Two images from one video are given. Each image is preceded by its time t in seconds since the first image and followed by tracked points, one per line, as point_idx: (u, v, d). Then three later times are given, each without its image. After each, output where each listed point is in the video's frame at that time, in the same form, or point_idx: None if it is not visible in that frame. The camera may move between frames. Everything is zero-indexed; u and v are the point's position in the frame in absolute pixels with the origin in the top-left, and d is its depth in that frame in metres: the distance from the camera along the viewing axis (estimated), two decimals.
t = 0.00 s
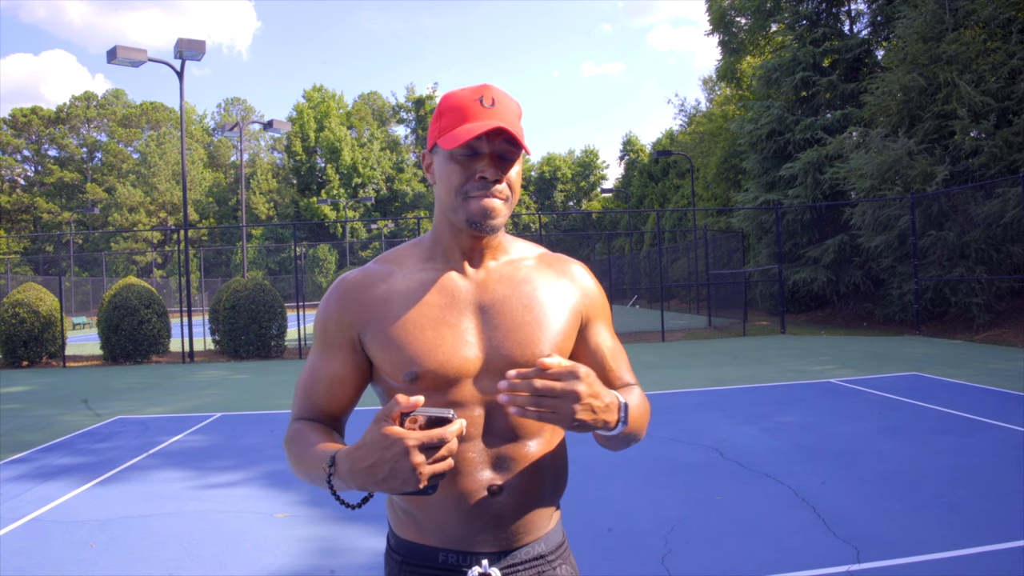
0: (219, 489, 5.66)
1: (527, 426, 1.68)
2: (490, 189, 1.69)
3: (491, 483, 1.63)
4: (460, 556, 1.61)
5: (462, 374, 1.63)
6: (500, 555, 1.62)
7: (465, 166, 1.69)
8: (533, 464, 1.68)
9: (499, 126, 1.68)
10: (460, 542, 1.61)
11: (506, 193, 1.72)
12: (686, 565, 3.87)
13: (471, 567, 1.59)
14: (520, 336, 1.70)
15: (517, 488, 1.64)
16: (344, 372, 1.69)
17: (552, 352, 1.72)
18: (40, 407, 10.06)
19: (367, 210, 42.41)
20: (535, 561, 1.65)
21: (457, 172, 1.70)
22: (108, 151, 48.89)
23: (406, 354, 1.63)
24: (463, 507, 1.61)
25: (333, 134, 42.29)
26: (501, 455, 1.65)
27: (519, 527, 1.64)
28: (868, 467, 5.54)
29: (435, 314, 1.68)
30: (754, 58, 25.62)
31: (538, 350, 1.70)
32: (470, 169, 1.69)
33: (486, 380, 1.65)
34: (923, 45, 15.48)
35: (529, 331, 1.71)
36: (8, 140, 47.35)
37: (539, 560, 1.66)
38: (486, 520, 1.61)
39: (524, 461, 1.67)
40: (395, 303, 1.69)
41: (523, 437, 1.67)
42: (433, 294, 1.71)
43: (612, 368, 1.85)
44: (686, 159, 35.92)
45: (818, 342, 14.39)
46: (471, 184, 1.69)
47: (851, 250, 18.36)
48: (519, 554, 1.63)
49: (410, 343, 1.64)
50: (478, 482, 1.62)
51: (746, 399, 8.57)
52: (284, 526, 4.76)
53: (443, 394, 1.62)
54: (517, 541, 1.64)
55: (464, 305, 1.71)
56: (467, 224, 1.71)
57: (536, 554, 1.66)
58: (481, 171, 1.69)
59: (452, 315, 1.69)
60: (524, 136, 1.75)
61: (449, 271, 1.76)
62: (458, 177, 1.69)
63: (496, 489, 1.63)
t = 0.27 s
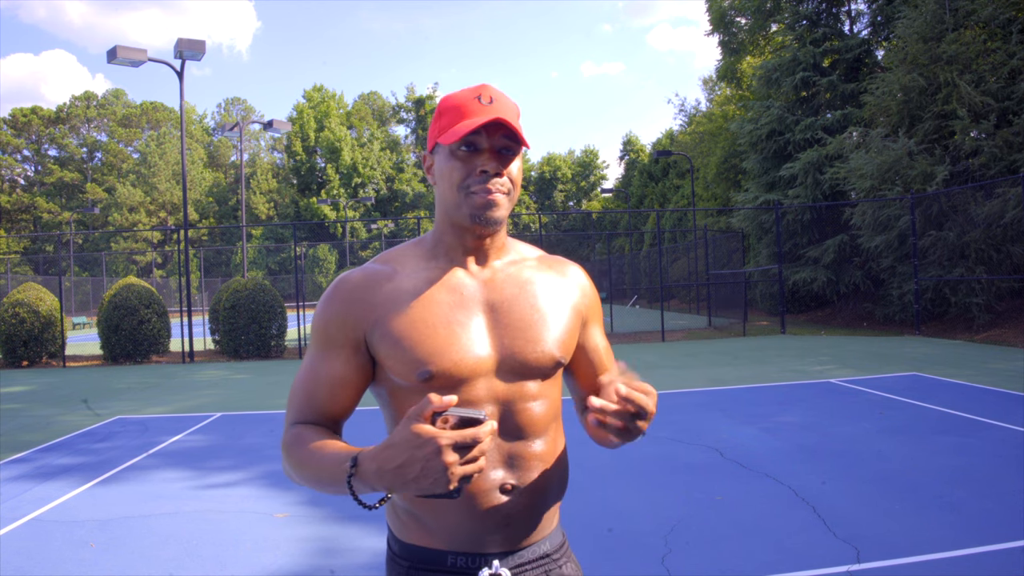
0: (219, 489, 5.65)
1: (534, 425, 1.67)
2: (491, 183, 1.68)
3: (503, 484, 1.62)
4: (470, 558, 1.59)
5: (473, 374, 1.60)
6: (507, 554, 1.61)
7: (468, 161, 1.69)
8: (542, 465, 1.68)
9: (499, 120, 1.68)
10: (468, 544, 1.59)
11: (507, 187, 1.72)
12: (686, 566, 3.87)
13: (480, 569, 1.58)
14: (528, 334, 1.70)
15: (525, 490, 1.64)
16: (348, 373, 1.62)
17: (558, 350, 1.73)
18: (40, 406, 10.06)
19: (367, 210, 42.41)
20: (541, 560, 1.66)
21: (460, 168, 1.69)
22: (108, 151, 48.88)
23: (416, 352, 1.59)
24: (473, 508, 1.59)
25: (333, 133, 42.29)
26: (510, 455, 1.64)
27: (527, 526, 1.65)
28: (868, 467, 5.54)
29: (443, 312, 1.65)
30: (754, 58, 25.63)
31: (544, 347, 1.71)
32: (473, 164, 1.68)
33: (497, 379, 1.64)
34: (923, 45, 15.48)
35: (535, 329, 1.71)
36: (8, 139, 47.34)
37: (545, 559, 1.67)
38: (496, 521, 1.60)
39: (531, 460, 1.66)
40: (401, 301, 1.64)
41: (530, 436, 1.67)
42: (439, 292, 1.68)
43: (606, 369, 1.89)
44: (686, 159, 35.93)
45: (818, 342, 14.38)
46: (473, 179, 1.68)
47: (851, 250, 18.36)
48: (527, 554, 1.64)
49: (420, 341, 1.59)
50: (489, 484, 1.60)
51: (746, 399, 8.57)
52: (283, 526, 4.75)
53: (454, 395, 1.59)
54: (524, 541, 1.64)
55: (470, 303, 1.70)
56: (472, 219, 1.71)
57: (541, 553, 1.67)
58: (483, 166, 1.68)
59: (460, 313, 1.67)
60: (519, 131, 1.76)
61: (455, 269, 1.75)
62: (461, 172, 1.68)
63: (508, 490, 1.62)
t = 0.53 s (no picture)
0: (219, 489, 5.65)
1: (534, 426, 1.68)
2: (497, 183, 1.68)
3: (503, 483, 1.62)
4: (473, 558, 1.59)
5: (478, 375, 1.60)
6: (510, 555, 1.61)
7: (474, 160, 1.68)
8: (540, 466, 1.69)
9: (508, 120, 1.69)
10: (471, 544, 1.59)
11: (513, 187, 1.73)
12: (686, 566, 3.87)
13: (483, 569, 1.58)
14: (530, 334, 1.70)
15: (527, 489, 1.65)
16: (355, 374, 1.59)
17: (559, 350, 1.74)
18: (40, 406, 10.06)
19: (367, 210, 42.40)
20: (543, 560, 1.66)
21: (466, 167, 1.69)
22: (108, 151, 48.87)
23: (422, 353, 1.58)
24: (475, 509, 1.59)
25: (333, 133, 42.30)
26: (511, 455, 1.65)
27: (528, 525, 1.65)
28: (868, 467, 5.54)
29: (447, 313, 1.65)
30: (754, 58, 25.63)
31: (545, 347, 1.71)
32: (479, 164, 1.68)
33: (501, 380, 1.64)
34: (923, 45, 15.48)
35: (537, 330, 1.72)
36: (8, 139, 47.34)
37: (546, 559, 1.67)
38: (498, 521, 1.60)
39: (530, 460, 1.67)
40: (406, 302, 1.64)
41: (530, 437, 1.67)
42: (442, 293, 1.67)
43: (602, 373, 1.91)
44: (686, 159, 35.93)
45: (818, 342, 14.38)
46: (479, 177, 1.68)
47: (851, 250, 18.36)
48: (529, 555, 1.64)
49: (427, 341, 1.59)
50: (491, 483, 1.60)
51: (746, 399, 8.57)
52: (283, 526, 4.75)
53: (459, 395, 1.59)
54: (525, 541, 1.64)
55: (473, 304, 1.70)
56: (476, 218, 1.70)
57: (543, 553, 1.67)
58: (490, 165, 1.68)
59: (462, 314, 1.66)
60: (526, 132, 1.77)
61: (457, 270, 1.75)
62: (467, 170, 1.68)
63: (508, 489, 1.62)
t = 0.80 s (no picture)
0: (219, 489, 5.66)
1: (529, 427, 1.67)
2: (497, 182, 1.68)
3: (496, 482, 1.61)
4: (467, 558, 1.59)
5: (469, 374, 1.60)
6: (504, 556, 1.61)
7: (475, 159, 1.68)
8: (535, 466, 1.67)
9: (512, 123, 1.70)
10: (464, 545, 1.59)
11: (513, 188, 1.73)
12: (686, 566, 3.87)
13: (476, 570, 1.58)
14: (525, 334, 1.69)
15: (521, 489, 1.64)
16: (350, 371, 1.59)
17: (554, 349, 1.73)
18: (40, 406, 10.06)
19: (367, 210, 42.39)
20: (538, 562, 1.65)
21: (467, 166, 1.69)
22: (108, 151, 48.88)
23: (414, 352, 1.59)
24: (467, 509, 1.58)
25: (333, 133, 42.31)
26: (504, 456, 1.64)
27: (524, 526, 1.64)
28: (868, 467, 5.54)
29: (441, 312, 1.64)
30: (754, 58, 25.64)
31: (540, 347, 1.70)
32: (480, 164, 1.68)
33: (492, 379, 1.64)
34: (923, 45, 15.47)
35: (532, 329, 1.70)
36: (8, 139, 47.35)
37: (543, 561, 1.66)
38: (492, 521, 1.60)
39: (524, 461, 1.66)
40: (399, 302, 1.64)
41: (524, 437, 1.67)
42: (436, 293, 1.67)
43: (606, 372, 1.87)
44: (686, 159, 35.93)
45: (818, 342, 14.39)
46: (481, 177, 1.68)
47: (851, 250, 18.35)
48: (526, 557, 1.63)
49: (419, 340, 1.59)
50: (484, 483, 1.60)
51: (746, 399, 8.57)
52: (283, 526, 4.75)
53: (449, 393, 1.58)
54: (521, 543, 1.64)
55: (467, 304, 1.70)
56: (475, 216, 1.70)
57: (540, 556, 1.66)
58: (490, 165, 1.69)
59: (456, 314, 1.66)
60: (526, 135, 1.78)
61: (451, 271, 1.74)
62: (467, 169, 1.68)
63: (501, 489, 1.61)
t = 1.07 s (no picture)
0: (219, 489, 5.65)
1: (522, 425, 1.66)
2: (487, 179, 1.68)
3: (487, 479, 1.60)
4: (461, 556, 1.59)
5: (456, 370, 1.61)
6: (499, 556, 1.60)
7: (467, 158, 1.69)
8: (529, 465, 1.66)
9: (500, 118, 1.70)
10: (458, 543, 1.59)
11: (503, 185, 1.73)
12: (685, 566, 3.87)
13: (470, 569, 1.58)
14: (517, 332, 1.69)
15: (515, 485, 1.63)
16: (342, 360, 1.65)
17: (548, 348, 1.71)
18: (40, 407, 10.06)
19: (367, 211, 42.36)
20: (536, 563, 1.64)
21: (459, 165, 1.70)
22: (108, 151, 48.87)
23: (402, 347, 1.61)
24: (460, 505, 1.58)
25: (332, 133, 42.30)
26: (498, 455, 1.63)
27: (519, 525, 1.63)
28: (868, 467, 5.54)
29: (432, 309, 1.66)
30: (754, 58, 25.64)
31: (534, 345, 1.69)
32: (471, 162, 1.69)
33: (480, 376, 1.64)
34: (923, 45, 15.47)
35: (526, 327, 1.70)
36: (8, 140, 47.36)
37: (541, 562, 1.65)
38: (485, 518, 1.59)
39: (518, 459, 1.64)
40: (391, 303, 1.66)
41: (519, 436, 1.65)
42: (427, 291, 1.69)
43: (608, 370, 1.86)
44: (686, 158, 35.92)
45: (818, 342, 14.38)
46: (471, 174, 1.68)
47: (851, 250, 18.35)
48: (522, 556, 1.63)
49: (409, 337, 1.61)
50: (474, 480, 1.59)
51: (745, 398, 8.57)
52: (283, 526, 4.75)
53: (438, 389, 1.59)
54: (518, 543, 1.63)
55: (459, 302, 1.70)
56: (466, 216, 1.71)
57: (537, 556, 1.65)
58: (481, 163, 1.69)
59: (447, 312, 1.67)
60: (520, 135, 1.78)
61: (443, 271, 1.75)
62: (459, 168, 1.69)
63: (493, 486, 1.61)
